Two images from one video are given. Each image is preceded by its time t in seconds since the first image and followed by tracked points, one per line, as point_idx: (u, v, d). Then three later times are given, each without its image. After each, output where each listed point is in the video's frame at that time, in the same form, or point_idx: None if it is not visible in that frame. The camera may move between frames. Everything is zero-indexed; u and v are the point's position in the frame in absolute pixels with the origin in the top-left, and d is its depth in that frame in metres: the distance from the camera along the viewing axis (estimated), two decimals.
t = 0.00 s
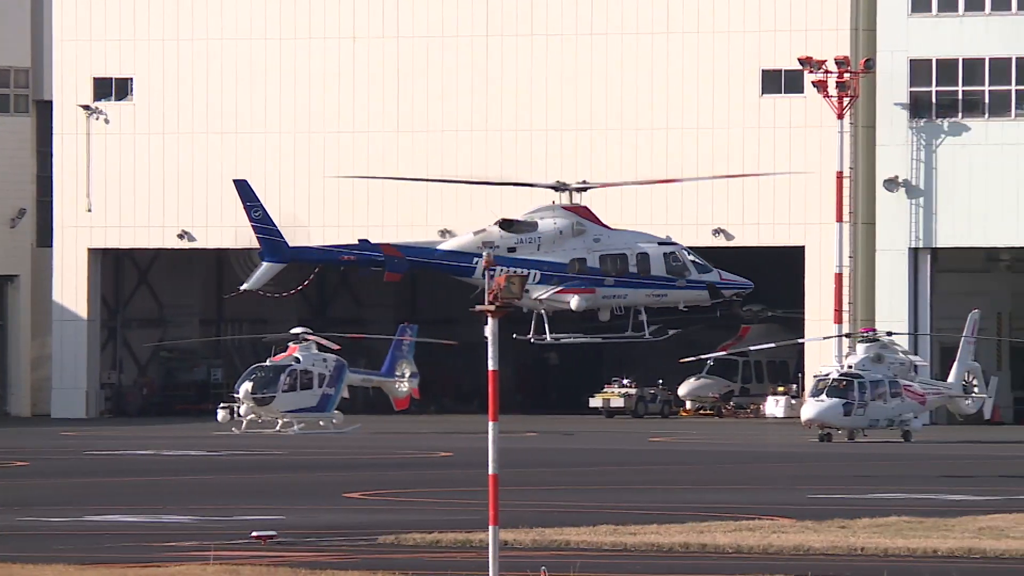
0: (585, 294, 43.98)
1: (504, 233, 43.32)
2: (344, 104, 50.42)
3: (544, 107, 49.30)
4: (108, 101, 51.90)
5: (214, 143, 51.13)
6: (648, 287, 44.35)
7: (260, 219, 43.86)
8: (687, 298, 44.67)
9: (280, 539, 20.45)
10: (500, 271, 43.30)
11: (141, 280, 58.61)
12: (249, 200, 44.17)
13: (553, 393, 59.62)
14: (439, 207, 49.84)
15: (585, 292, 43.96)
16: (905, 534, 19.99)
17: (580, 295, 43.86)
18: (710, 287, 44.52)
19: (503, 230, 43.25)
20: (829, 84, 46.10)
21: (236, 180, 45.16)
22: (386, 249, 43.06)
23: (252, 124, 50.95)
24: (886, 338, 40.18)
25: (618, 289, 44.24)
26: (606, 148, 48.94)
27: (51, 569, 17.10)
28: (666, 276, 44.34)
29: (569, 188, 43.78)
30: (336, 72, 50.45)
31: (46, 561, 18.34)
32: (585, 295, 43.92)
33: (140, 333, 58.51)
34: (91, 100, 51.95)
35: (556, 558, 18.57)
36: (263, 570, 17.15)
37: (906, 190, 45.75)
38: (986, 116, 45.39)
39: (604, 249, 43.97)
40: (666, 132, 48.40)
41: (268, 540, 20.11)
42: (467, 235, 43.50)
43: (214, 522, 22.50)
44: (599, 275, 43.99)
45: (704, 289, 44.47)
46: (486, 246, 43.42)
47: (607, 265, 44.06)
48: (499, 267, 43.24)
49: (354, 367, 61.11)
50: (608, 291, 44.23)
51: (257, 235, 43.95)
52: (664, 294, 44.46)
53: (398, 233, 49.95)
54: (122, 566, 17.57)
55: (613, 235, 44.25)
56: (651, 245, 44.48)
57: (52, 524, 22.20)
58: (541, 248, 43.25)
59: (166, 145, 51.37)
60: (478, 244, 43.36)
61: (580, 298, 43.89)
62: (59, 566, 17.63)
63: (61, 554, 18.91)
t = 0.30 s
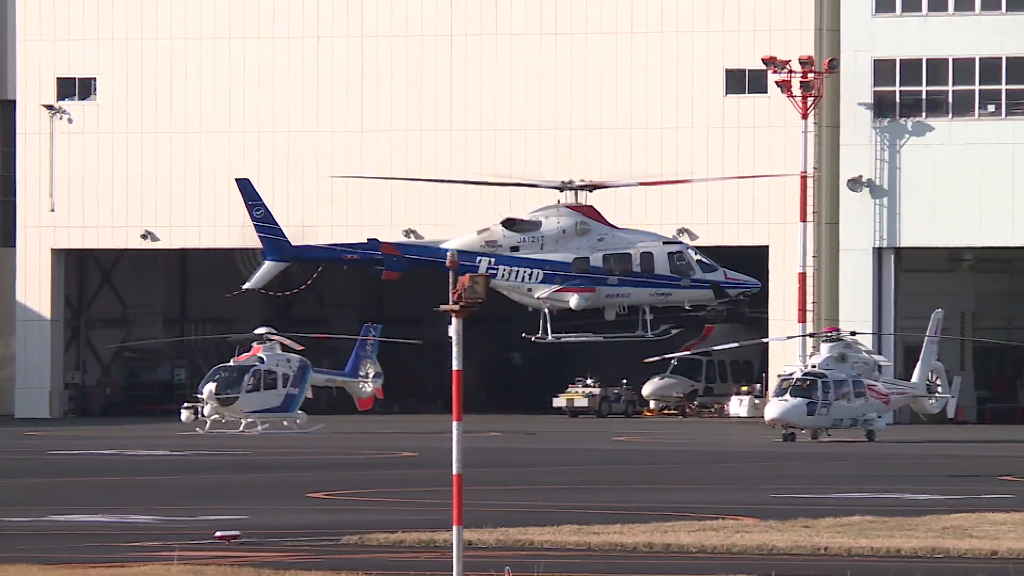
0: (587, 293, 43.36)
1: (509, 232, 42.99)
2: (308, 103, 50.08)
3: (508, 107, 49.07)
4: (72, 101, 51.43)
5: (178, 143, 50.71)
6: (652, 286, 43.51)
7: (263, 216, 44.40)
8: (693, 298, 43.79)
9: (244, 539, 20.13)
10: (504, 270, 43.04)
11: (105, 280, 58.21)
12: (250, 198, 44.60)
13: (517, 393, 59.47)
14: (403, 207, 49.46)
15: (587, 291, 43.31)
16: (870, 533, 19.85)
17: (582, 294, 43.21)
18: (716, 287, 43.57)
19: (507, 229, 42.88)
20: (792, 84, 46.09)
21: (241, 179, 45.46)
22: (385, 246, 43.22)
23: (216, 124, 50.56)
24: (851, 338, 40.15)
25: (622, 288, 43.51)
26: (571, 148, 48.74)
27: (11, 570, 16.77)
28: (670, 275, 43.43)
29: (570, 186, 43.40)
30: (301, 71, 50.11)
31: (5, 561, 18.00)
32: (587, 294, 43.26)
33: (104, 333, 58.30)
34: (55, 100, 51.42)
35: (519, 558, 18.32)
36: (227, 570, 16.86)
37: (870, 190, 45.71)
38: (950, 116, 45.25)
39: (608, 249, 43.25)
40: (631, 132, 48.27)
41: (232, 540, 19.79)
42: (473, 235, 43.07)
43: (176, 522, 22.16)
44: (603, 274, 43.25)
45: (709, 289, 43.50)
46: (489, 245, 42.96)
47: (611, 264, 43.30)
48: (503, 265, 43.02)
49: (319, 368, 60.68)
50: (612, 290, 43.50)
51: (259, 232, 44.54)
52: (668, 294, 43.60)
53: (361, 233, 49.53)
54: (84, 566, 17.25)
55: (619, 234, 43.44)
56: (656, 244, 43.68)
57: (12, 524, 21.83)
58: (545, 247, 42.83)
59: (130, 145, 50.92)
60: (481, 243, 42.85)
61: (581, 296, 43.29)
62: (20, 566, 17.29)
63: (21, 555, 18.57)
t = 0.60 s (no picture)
0: (580, 293, 39.50)
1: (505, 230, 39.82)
2: (265, 102, 49.66)
3: (464, 106, 48.78)
4: (28, 100, 50.75)
5: (135, 143, 50.22)
6: (650, 285, 39.69)
7: (262, 216, 43.91)
8: (693, 299, 40.00)
9: (200, 539, 19.73)
10: (499, 269, 39.72)
11: (61, 279, 56.61)
12: (250, 198, 44.01)
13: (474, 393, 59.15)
14: (360, 206, 49.06)
15: (583, 290, 39.46)
16: (828, 533, 19.67)
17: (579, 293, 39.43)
18: (716, 287, 39.84)
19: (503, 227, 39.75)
20: (749, 84, 46.03)
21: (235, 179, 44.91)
22: (374, 245, 40.71)
23: (173, 124, 50.08)
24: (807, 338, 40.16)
25: (619, 288, 39.76)
26: (528, 148, 48.49)
27: None
28: (668, 274, 39.69)
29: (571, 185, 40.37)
30: (258, 70, 49.66)
31: None
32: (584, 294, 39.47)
33: (60, 334, 57.01)
34: (11, 100, 50.77)
35: (476, 558, 18.01)
36: (183, 570, 16.47)
37: (826, 190, 45.69)
38: (906, 116, 45.23)
39: (606, 248, 39.61)
40: (587, 132, 48.08)
41: (188, 540, 19.39)
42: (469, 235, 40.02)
43: (130, 522, 21.71)
44: (599, 272, 39.49)
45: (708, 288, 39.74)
46: (484, 244, 39.78)
47: (609, 263, 39.61)
48: (498, 265, 39.68)
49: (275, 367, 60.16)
50: (609, 290, 39.74)
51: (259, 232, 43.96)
52: (666, 293, 39.77)
53: (318, 233, 49.13)
54: (36, 567, 16.81)
55: (617, 232, 39.87)
56: (655, 242, 40.00)
57: None
58: (540, 246, 39.44)
59: (86, 145, 50.39)
60: (476, 242, 39.78)
61: (575, 295, 39.40)
62: None
63: None
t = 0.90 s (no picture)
0: (573, 293, 37.19)
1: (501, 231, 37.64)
2: (219, 102, 49.22)
3: (419, 106, 48.46)
4: None
5: (90, 143, 49.75)
6: (646, 284, 37.41)
7: (259, 216, 42.56)
8: (686, 298, 37.81)
9: (155, 539, 19.39)
10: (495, 270, 37.55)
11: (14, 280, 56.09)
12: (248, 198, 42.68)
13: (428, 394, 58.35)
14: (314, 206, 48.68)
15: (577, 290, 37.15)
16: (783, 532, 19.52)
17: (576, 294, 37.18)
18: (710, 286, 37.65)
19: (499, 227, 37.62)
20: (704, 84, 45.97)
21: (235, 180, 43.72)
22: (367, 245, 38.79)
23: (127, 123, 49.58)
24: (762, 339, 40.28)
25: (613, 287, 37.40)
26: (482, 148, 48.23)
27: None
28: (661, 274, 37.40)
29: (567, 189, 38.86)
30: (213, 69, 49.22)
31: None
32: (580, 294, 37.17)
33: (12, 333, 57.49)
34: None
35: (429, 558, 17.73)
36: (137, 570, 16.16)
37: (781, 190, 45.73)
38: (861, 116, 45.26)
39: (602, 248, 37.21)
40: (543, 132, 47.87)
41: (143, 540, 19.05)
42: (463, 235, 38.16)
43: (84, 522, 21.34)
44: (595, 272, 37.11)
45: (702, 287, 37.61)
46: (480, 244, 37.66)
47: (604, 263, 37.17)
48: (494, 265, 37.52)
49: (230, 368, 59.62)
50: (603, 289, 37.36)
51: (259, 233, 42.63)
52: (660, 293, 37.47)
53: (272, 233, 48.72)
54: None
55: (614, 232, 37.53)
56: (650, 241, 37.64)
57: None
58: (535, 245, 37.19)
59: (41, 146, 49.90)
60: (471, 242, 37.71)
61: (568, 295, 37.11)
62: None
63: None
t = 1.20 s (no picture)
0: (563, 293, 37.14)
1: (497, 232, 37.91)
2: (171, 102, 48.86)
3: (371, 106, 48.19)
4: None
5: (41, 144, 49.28)
6: (637, 284, 36.98)
7: (259, 218, 42.56)
8: (678, 297, 37.10)
9: (106, 540, 19.02)
10: (491, 270, 37.84)
11: None
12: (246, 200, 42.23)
13: (380, 394, 58.50)
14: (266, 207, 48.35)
15: (568, 290, 37.13)
16: (736, 532, 19.38)
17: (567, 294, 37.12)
18: (701, 286, 36.94)
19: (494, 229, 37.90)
20: (656, 84, 45.88)
21: (231, 181, 43.38)
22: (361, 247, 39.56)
23: (78, 123, 49.18)
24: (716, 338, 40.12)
25: (605, 287, 37.19)
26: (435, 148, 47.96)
27: None
28: (651, 274, 36.88)
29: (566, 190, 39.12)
30: (165, 68, 48.83)
31: None
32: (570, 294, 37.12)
33: None
34: None
35: (381, 558, 17.49)
36: (87, 570, 15.82)
37: (733, 190, 45.63)
38: (813, 116, 45.32)
39: (594, 247, 37.04)
40: (495, 132, 47.62)
41: (94, 540, 18.67)
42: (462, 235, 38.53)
43: (33, 522, 20.94)
44: (586, 272, 36.97)
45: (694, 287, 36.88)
46: (475, 245, 38.05)
47: (596, 263, 37.00)
48: (488, 265, 37.83)
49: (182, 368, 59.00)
50: (595, 289, 37.21)
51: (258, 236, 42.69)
52: (651, 293, 36.97)
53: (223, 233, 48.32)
54: None
55: (607, 232, 37.27)
56: (642, 241, 37.19)
57: None
58: (528, 246, 37.30)
59: None
60: (467, 243, 38.17)
61: (557, 295, 37.13)
62: None
63: None
